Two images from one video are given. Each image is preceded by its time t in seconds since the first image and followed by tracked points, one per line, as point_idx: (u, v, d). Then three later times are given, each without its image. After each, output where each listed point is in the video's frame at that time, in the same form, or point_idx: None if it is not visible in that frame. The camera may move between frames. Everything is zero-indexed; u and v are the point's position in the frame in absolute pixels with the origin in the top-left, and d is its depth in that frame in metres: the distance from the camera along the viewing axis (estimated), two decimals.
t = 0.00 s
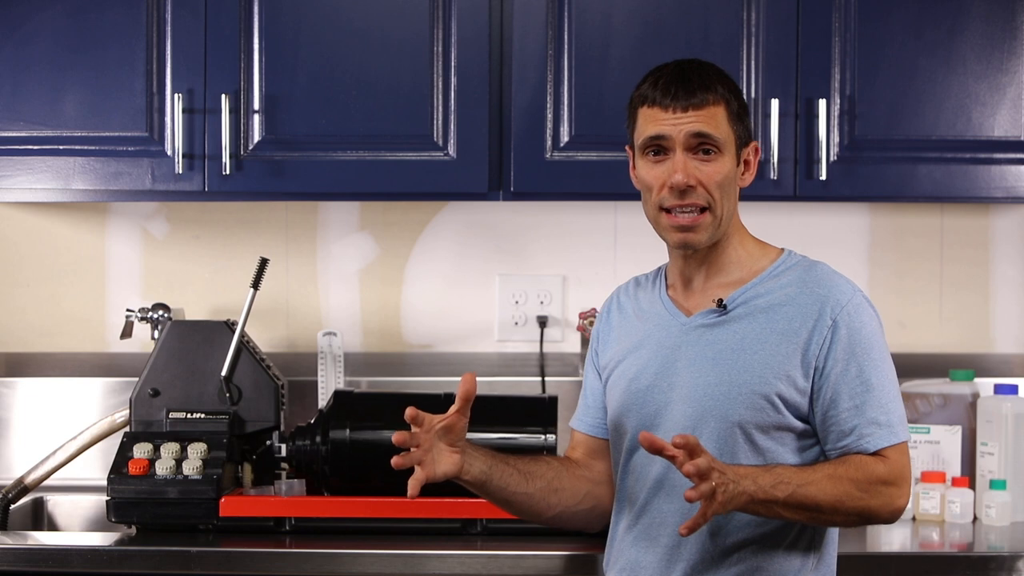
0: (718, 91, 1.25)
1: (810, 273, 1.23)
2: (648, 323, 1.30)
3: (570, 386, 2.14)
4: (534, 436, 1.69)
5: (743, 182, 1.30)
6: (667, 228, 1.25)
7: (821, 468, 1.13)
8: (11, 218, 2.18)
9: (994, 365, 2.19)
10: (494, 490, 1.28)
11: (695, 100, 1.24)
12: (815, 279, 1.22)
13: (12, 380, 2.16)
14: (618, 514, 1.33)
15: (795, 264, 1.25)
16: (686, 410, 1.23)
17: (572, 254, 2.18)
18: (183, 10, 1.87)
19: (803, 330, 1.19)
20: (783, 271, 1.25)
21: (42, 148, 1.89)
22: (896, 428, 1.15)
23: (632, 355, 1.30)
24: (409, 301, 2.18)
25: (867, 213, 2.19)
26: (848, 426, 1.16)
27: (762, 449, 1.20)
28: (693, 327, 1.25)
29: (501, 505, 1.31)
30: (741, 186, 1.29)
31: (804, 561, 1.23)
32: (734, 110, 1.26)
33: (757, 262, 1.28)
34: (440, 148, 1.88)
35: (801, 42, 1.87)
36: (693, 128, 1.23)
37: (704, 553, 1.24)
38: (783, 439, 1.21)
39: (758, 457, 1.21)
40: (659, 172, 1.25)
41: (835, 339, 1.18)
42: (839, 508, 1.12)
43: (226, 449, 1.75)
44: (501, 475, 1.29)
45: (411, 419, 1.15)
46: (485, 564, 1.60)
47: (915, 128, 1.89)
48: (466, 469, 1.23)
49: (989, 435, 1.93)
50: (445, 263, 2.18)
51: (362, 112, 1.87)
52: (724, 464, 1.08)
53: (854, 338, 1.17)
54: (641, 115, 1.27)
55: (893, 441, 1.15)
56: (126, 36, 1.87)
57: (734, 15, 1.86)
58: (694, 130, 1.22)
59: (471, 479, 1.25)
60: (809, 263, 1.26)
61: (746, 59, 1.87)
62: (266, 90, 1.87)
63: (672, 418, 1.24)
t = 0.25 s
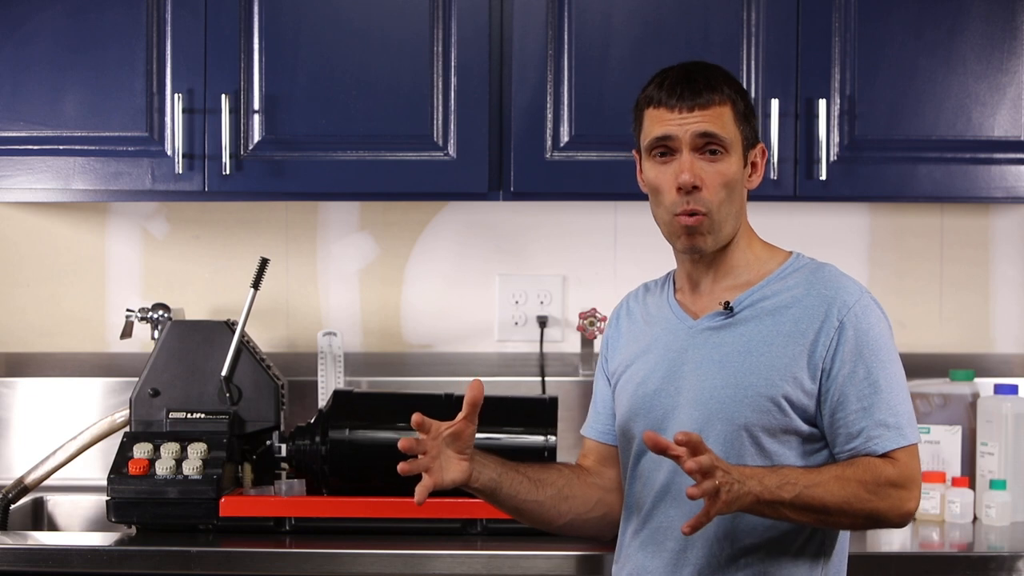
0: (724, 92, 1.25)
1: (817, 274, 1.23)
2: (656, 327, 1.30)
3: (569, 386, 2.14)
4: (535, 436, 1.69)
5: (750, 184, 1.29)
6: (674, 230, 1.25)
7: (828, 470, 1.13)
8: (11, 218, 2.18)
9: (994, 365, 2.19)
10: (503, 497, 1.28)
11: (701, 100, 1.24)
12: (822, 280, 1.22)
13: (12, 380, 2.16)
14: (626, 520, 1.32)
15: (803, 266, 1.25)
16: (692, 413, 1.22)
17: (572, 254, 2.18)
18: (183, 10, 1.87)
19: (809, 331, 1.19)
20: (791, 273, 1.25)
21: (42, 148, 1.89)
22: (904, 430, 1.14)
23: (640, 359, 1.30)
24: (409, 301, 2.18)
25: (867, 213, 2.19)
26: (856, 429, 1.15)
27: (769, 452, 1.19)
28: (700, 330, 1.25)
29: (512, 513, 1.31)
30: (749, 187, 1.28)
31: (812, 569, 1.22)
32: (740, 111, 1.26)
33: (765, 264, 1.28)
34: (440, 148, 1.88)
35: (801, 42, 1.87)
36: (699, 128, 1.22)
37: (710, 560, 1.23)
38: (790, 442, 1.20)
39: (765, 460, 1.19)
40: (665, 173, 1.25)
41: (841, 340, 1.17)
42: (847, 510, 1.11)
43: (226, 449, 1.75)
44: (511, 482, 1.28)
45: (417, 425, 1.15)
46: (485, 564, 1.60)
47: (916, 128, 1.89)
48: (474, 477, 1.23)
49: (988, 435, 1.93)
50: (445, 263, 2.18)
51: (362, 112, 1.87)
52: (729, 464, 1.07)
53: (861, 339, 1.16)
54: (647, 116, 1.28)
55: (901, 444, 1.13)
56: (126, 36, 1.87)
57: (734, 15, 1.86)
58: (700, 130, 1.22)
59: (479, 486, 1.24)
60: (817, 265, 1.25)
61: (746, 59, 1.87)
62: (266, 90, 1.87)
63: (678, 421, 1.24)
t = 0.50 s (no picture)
0: (729, 92, 1.25)
1: (823, 277, 1.23)
2: (660, 328, 1.30)
3: (569, 386, 2.14)
4: (534, 435, 1.69)
5: (756, 184, 1.30)
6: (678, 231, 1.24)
7: (833, 472, 1.12)
8: (11, 218, 2.18)
9: (994, 365, 2.19)
10: (506, 496, 1.27)
11: (705, 101, 1.24)
12: (828, 283, 1.21)
13: (12, 380, 2.16)
14: (630, 522, 1.32)
15: (808, 268, 1.25)
16: (697, 415, 1.22)
17: (572, 254, 2.18)
18: (184, 10, 1.87)
19: (815, 335, 1.19)
20: (797, 275, 1.25)
21: (42, 148, 1.89)
22: (909, 434, 1.14)
23: (645, 360, 1.30)
24: (409, 301, 2.18)
25: (867, 213, 2.19)
26: (861, 433, 1.15)
27: (774, 455, 1.19)
28: (705, 332, 1.25)
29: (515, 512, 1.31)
30: (754, 188, 1.28)
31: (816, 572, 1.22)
32: (744, 111, 1.26)
33: (770, 266, 1.28)
34: (440, 148, 1.88)
35: (801, 42, 1.87)
36: (703, 129, 1.22)
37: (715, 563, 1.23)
38: (794, 445, 1.20)
39: (770, 462, 1.20)
40: (670, 174, 1.25)
41: (847, 343, 1.17)
42: (852, 513, 1.11)
43: (226, 449, 1.75)
44: (513, 480, 1.28)
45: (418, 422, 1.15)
46: (485, 564, 1.60)
47: (916, 128, 1.89)
48: (477, 476, 1.22)
49: (989, 435, 1.93)
50: (445, 263, 2.18)
51: (362, 112, 1.87)
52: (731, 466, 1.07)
53: (867, 342, 1.16)
54: (651, 117, 1.28)
55: (907, 448, 1.13)
56: (126, 36, 1.87)
57: (734, 15, 1.86)
58: (704, 131, 1.22)
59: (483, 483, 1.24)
60: (823, 267, 1.25)
61: (746, 60, 1.87)
62: (266, 90, 1.87)
63: (683, 423, 1.24)
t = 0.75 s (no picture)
0: (736, 90, 1.25)
1: (828, 278, 1.22)
2: (664, 329, 1.30)
3: (569, 386, 2.14)
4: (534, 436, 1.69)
5: (762, 185, 1.29)
6: (683, 228, 1.25)
7: (842, 488, 1.11)
8: (12, 218, 2.18)
9: (994, 365, 2.19)
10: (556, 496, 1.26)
11: (712, 98, 1.24)
12: (833, 285, 1.21)
13: (12, 380, 2.16)
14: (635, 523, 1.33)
15: (813, 269, 1.24)
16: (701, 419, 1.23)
17: (572, 254, 2.18)
18: (184, 10, 1.87)
19: (819, 338, 1.18)
20: (801, 275, 1.24)
21: (42, 148, 1.90)
22: (914, 437, 1.14)
23: (648, 361, 1.30)
24: (409, 301, 2.18)
25: (867, 213, 2.19)
26: (864, 436, 1.15)
27: (778, 458, 1.20)
28: (709, 335, 1.25)
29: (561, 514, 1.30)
30: (759, 188, 1.28)
31: None
32: (752, 109, 1.26)
33: (775, 265, 1.28)
34: (440, 148, 1.88)
35: (801, 42, 1.87)
36: (710, 126, 1.23)
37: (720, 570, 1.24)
38: (798, 447, 1.20)
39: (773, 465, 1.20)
40: (675, 172, 1.25)
41: (851, 347, 1.16)
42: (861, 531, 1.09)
43: (226, 449, 1.75)
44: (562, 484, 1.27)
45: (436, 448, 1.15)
46: (485, 564, 1.60)
47: (915, 128, 1.89)
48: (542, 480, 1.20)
49: (989, 435, 1.93)
50: (445, 263, 2.18)
51: (362, 112, 1.87)
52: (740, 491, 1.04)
53: (871, 345, 1.16)
54: (658, 114, 1.28)
55: (911, 451, 1.14)
56: (126, 36, 1.87)
57: (734, 15, 1.86)
58: (711, 128, 1.22)
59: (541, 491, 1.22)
60: (828, 267, 1.25)
61: (746, 60, 1.87)
62: (266, 90, 1.87)
63: (687, 426, 1.24)
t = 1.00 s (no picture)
0: (745, 91, 1.25)
1: (845, 282, 1.21)
2: (679, 331, 1.30)
3: (569, 386, 2.14)
4: (534, 436, 1.68)
5: (774, 183, 1.29)
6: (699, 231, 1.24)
7: (852, 487, 1.11)
8: (12, 218, 2.18)
9: (994, 365, 2.19)
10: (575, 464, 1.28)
11: (721, 100, 1.23)
12: (850, 289, 1.20)
13: (12, 380, 2.16)
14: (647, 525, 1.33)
15: (830, 272, 1.23)
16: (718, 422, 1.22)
17: (572, 254, 2.18)
18: (184, 10, 1.87)
19: (836, 342, 1.18)
20: (818, 279, 1.23)
21: (42, 148, 1.90)
22: (931, 443, 1.13)
23: (663, 363, 1.30)
24: (409, 300, 2.18)
25: (867, 213, 2.19)
26: (881, 441, 1.14)
27: (794, 462, 1.20)
28: (725, 338, 1.25)
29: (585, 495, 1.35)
30: (772, 188, 1.28)
31: None
32: (761, 110, 1.26)
33: (790, 267, 1.27)
34: (440, 148, 1.88)
35: (801, 42, 1.87)
36: (721, 128, 1.22)
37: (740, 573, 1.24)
38: (814, 451, 1.20)
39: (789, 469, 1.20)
40: (688, 175, 1.24)
41: (868, 352, 1.16)
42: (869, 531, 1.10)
43: (226, 449, 1.75)
44: (569, 468, 1.29)
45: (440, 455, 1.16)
46: (485, 564, 1.60)
47: (916, 128, 1.89)
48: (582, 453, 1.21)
49: (989, 435, 1.93)
50: (445, 263, 2.18)
51: (362, 112, 1.87)
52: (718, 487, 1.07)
53: (889, 350, 1.15)
54: (668, 118, 1.27)
55: (928, 457, 1.13)
56: (126, 36, 1.87)
57: (734, 15, 1.86)
58: (723, 130, 1.22)
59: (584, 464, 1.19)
60: (845, 271, 1.24)
61: (746, 60, 1.87)
62: (266, 90, 1.87)
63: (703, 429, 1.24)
